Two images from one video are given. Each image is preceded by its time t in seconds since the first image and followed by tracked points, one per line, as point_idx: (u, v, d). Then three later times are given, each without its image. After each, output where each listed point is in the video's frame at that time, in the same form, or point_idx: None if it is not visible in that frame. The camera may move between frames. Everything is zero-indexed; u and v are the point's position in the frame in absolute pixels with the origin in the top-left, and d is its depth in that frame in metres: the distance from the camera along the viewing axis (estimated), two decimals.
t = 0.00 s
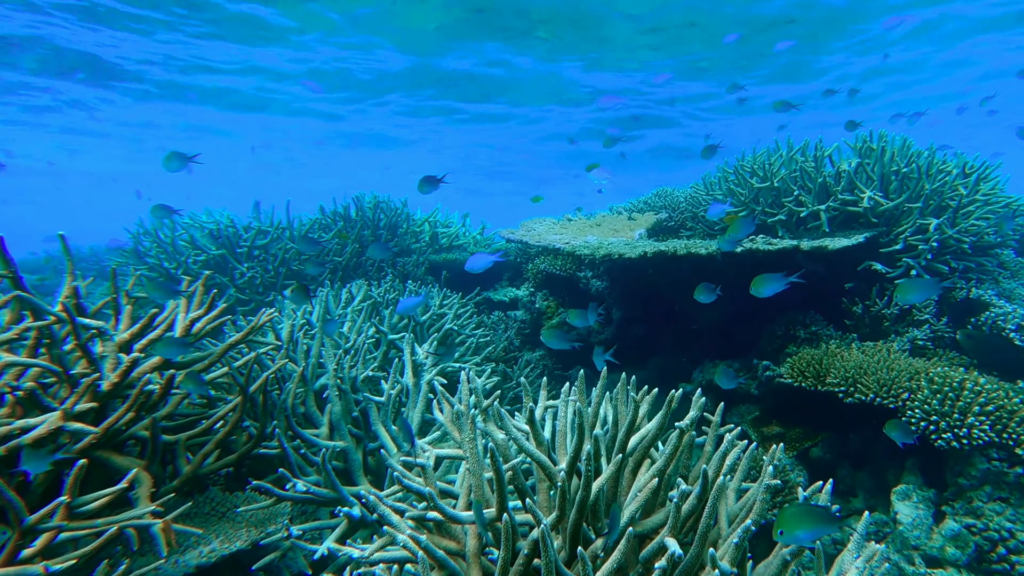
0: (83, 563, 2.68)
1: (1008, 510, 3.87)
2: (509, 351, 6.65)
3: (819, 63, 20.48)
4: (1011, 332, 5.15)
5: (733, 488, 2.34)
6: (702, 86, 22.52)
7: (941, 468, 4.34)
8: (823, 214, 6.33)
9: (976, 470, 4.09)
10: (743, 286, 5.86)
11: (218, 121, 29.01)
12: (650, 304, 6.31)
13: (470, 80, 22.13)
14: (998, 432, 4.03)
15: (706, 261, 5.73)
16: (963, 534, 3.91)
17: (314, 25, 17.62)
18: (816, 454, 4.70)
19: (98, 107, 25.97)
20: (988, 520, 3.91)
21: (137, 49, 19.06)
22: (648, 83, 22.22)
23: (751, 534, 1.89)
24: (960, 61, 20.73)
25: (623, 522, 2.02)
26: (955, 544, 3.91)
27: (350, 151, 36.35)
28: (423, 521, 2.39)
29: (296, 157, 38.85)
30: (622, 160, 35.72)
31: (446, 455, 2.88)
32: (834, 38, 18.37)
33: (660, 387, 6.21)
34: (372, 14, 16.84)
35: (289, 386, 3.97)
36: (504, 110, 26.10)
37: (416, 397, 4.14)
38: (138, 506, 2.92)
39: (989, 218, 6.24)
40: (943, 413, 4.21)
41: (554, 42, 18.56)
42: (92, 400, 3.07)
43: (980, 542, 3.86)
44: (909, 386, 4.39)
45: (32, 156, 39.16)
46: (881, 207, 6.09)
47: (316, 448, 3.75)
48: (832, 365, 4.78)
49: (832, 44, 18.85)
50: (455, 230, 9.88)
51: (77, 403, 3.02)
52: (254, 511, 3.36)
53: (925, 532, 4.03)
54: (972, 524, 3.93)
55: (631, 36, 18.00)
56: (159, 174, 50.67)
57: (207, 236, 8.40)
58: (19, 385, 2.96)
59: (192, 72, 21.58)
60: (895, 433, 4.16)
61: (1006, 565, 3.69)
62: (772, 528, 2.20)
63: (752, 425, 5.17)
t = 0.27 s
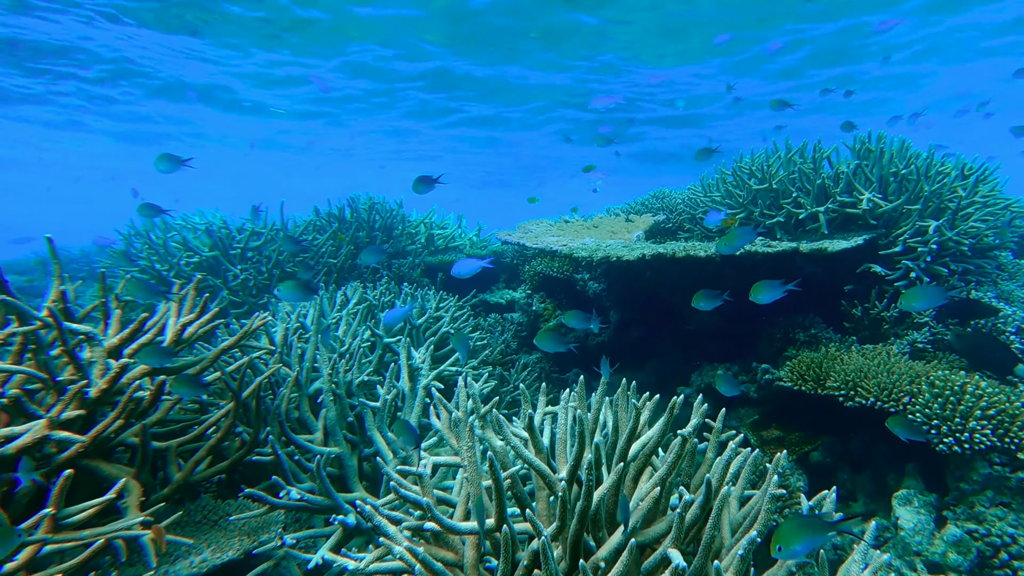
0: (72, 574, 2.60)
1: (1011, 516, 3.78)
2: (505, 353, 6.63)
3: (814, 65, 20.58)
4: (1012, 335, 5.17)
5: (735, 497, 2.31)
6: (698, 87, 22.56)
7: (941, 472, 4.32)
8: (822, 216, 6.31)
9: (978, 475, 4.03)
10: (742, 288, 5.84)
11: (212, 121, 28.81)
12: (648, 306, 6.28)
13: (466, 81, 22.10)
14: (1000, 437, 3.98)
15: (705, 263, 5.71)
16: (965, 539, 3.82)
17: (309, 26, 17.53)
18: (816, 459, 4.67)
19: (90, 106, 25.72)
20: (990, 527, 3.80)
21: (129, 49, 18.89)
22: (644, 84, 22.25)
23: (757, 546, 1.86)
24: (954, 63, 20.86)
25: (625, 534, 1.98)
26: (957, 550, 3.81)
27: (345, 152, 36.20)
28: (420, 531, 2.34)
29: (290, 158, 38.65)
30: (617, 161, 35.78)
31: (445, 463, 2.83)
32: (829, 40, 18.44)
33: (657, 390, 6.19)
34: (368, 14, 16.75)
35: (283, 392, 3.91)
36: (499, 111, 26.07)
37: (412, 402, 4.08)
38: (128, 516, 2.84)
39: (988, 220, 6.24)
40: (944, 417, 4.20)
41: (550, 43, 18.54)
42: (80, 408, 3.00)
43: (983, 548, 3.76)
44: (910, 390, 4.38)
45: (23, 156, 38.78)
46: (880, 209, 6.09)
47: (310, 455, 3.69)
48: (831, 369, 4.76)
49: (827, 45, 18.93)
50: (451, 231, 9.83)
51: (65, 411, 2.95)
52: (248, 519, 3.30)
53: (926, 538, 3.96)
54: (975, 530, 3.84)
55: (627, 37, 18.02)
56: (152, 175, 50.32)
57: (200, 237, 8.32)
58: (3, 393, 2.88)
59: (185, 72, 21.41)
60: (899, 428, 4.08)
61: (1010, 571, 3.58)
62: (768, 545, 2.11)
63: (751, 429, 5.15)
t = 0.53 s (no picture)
0: None
1: (1012, 520, 3.77)
2: (502, 356, 6.60)
3: (811, 66, 20.63)
4: (1011, 338, 5.15)
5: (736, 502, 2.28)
6: (695, 88, 22.60)
7: (943, 476, 4.29)
8: (821, 217, 6.29)
9: (979, 479, 4.00)
10: (740, 291, 5.81)
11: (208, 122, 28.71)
12: (646, 309, 6.26)
13: (464, 82, 22.08)
14: (1001, 440, 3.96)
15: (703, 265, 5.68)
16: (966, 544, 3.80)
17: (306, 26, 17.48)
18: (816, 463, 4.66)
19: (85, 106, 25.61)
20: (993, 530, 3.79)
21: (125, 49, 18.81)
22: (641, 85, 22.26)
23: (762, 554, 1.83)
24: (950, 65, 20.95)
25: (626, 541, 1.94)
26: (959, 555, 3.79)
27: (342, 153, 36.13)
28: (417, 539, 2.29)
29: (287, 159, 38.56)
30: (615, 162, 35.82)
31: (443, 469, 2.79)
32: (826, 41, 18.51)
33: (655, 393, 6.16)
34: (364, 15, 16.69)
35: (277, 396, 3.86)
36: (497, 112, 26.06)
37: (408, 406, 4.04)
38: (119, 523, 2.79)
39: (988, 221, 6.24)
40: (944, 420, 4.18)
41: (547, 44, 18.55)
42: (70, 412, 2.94)
43: (984, 552, 3.75)
44: (911, 393, 4.37)
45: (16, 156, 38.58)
46: (880, 211, 6.08)
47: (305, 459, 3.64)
48: (831, 372, 4.75)
49: (824, 47, 18.98)
50: (447, 233, 9.81)
51: (54, 416, 2.89)
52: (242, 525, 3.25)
53: (927, 543, 3.93)
54: (976, 534, 3.82)
55: (624, 38, 18.03)
56: (147, 176, 50.13)
57: (194, 239, 8.26)
58: None
59: (181, 73, 21.34)
60: (903, 426, 4.03)
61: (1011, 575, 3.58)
62: (769, 556, 2.00)
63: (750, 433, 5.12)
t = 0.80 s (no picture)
0: None
1: (1014, 526, 3.76)
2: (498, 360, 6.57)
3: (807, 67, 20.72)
4: (1012, 341, 5.21)
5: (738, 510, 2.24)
6: (692, 90, 22.65)
7: (943, 481, 4.27)
8: (819, 219, 6.29)
9: (980, 483, 3.99)
10: (738, 294, 5.79)
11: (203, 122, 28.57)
12: (642, 311, 6.23)
13: (460, 83, 22.06)
14: (1003, 445, 3.95)
15: (701, 268, 5.64)
16: (967, 550, 3.80)
17: (303, 25, 17.41)
18: (815, 467, 4.63)
19: (78, 104, 25.44)
20: (992, 535, 3.79)
21: (119, 47, 18.67)
22: (638, 87, 22.30)
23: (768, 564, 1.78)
24: (945, 68, 21.09)
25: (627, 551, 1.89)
26: (960, 562, 3.78)
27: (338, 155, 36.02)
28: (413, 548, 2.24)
29: (282, 160, 38.40)
30: (611, 165, 35.87)
31: (438, 476, 2.74)
32: (823, 42, 18.58)
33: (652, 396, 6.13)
34: (361, 14, 16.64)
35: (271, 401, 3.80)
36: (493, 114, 26.05)
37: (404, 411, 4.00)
38: (107, 532, 2.72)
39: (985, 224, 6.26)
40: (945, 424, 4.16)
41: (544, 45, 18.56)
42: (59, 418, 2.87)
43: (984, 558, 3.74)
44: (911, 397, 4.35)
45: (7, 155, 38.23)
46: (878, 213, 6.08)
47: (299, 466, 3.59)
48: (831, 376, 4.73)
49: (821, 48, 19.04)
50: (442, 235, 9.78)
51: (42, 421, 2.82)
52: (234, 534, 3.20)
53: (928, 549, 3.91)
54: (976, 540, 3.82)
55: (622, 39, 18.05)
56: (141, 177, 49.82)
57: (185, 240, 8.18)
58: None
59: (176, 72, 21.22)
60: (905, 424, 4.00)
61: None
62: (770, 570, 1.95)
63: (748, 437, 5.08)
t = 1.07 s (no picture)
0: None
1: (1015, 532, 3.75)
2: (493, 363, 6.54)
3: (804, 69, 20.78)
4: (1012, 345, 5.15)
5: (740, 520, 2.20)
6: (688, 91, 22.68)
7: (943, 486, 4.25)
8: (817, 222, 6.28)
9: (981, 489, 3.98)
10: (734, 295, 5.75)
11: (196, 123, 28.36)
12: (638, 314, 6.20)
13: (457, 84, 22.00)
14: (1005, 450, 3.94)
15: (699, 271, 5.60)
16: (969, 556, 3.78)
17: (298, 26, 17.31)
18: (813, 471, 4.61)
19: (69, 104, 25.20)
20: (994, 541, 3.77)
21: (112, 48, 18.51)
22: (634, 89, 22.33)
23: None
24: (939, 70, 21.20)
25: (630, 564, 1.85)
26: (961, 568, 3.76)
27: (332, 156, 35.84)
28: (408, 560, 2.19)
29: (276, 161, 38.21)
30: (607, 166, 35.90)
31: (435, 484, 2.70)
32: (819, 44, 18.69)
33: (647, 399, 6.11)
34: (355, 15, 16.55)
35: (264, 407, 3.72)
36: (489, 115, 25.99)
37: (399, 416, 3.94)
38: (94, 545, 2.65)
39: (984, 226, 6.26)
40: (946, 429, 4.14)
41: (541, 47, 18.53)
42: (43, 425, 2.78)
43: (986, 565, 3.72)
44: (911, 401, 4.33)
45: None
46: (875, 216, 6.07)
47: (292, 473, 3.53)
48: (830, 380, 4.71)
49: (818, 49, 19.09)
50: (437, 237, 9.75)
51: (25, 428, 2.73)
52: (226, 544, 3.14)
53: (929, 556, 3.89)
54: (977, 546, 3.80)
55: (618, 40, 18.03)
56: (133, 178, 49.41)
57: (176, 242, 8.10)
58: None
59: (169, 73, 21.06)
60: (909, 429, 3.95)
61: None
62: None
63: (745, 441, 5.06)
